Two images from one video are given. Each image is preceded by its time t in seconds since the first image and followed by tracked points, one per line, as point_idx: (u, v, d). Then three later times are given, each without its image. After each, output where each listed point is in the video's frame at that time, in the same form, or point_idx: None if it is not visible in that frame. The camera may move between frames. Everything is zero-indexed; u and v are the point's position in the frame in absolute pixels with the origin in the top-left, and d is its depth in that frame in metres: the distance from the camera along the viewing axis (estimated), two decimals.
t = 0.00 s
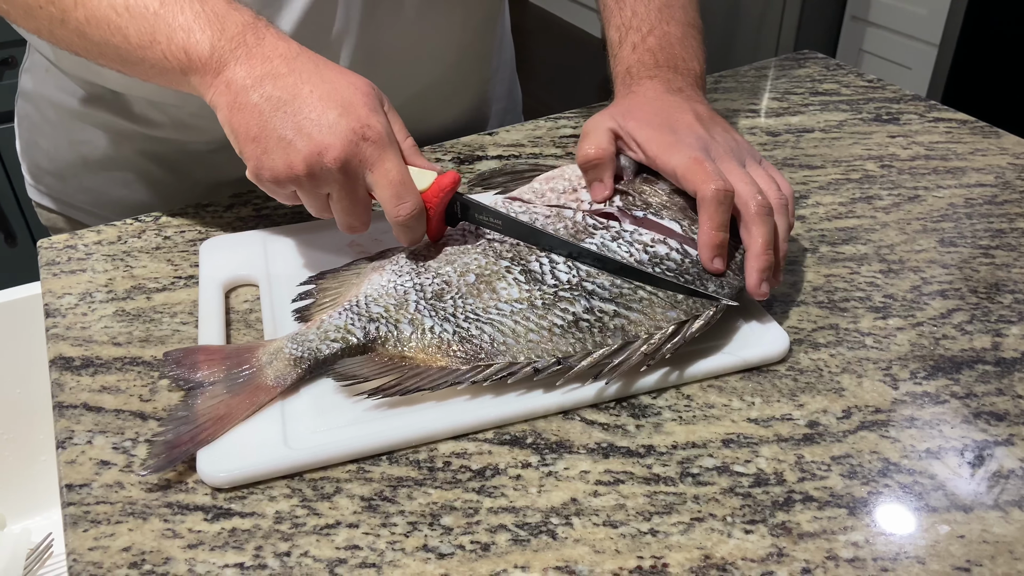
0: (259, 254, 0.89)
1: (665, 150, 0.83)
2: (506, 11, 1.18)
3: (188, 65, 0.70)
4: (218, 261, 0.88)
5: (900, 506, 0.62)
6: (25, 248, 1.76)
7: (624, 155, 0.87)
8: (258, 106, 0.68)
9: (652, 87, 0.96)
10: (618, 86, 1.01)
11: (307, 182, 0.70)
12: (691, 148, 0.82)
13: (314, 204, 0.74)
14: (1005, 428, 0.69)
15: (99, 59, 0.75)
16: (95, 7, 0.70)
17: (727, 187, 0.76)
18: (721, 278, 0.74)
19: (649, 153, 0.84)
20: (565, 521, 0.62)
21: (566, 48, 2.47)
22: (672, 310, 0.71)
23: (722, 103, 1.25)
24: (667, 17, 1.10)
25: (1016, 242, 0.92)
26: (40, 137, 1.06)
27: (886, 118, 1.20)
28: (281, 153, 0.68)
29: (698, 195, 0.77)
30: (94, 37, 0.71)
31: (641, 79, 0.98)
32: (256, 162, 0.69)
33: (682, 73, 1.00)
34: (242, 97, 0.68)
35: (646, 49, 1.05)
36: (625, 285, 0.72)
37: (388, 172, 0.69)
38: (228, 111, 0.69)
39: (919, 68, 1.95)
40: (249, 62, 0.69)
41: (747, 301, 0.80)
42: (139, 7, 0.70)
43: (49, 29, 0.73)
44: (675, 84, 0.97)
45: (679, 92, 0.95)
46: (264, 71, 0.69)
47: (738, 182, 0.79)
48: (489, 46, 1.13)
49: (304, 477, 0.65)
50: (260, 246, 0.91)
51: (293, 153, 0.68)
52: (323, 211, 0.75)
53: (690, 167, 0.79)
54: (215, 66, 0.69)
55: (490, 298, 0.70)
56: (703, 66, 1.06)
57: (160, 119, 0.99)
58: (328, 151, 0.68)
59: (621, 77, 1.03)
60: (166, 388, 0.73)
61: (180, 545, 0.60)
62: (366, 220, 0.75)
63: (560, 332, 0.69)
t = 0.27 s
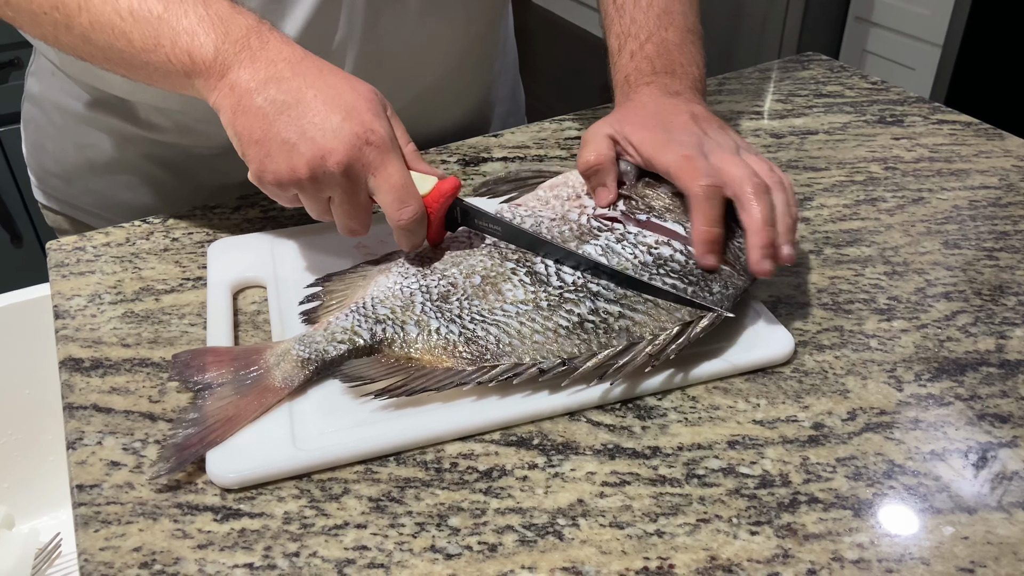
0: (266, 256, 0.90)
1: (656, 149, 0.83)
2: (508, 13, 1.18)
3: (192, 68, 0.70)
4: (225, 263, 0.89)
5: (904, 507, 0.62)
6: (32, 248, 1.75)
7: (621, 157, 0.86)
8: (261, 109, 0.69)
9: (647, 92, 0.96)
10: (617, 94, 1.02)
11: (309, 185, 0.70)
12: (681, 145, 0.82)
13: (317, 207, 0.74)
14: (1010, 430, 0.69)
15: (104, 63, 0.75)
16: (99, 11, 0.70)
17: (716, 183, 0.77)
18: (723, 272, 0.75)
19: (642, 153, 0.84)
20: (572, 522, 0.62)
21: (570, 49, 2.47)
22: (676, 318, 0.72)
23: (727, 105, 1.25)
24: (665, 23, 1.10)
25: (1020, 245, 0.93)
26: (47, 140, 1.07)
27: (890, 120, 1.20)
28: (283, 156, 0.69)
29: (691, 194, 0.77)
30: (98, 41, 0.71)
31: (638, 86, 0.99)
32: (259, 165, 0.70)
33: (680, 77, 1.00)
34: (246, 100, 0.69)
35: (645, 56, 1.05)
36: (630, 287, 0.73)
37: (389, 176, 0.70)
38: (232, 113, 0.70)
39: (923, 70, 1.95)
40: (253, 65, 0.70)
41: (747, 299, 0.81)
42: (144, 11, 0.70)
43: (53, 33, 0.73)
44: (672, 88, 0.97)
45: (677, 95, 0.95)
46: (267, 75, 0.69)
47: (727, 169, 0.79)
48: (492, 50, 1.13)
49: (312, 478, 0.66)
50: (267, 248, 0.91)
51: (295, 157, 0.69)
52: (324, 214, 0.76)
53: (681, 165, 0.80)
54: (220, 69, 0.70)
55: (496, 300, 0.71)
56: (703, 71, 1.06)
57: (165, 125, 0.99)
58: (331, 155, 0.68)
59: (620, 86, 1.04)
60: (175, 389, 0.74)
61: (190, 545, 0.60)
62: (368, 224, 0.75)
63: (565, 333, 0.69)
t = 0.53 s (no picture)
0: (269, 254, 0.90)
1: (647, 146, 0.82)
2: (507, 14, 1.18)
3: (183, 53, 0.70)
4: (227, 261, 0.89)
5: (907, 505, 0.62)
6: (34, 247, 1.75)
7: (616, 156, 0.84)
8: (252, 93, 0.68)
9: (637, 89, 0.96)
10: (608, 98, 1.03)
11: (302, 172, 0.70)
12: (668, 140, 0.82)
13: (308, 195, 0.74)
14: (1014, 428, 0.69)
15: (93, 52, 0.75)
16: None
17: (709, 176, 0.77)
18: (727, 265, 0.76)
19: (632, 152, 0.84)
20: (574, 520, 0.62)
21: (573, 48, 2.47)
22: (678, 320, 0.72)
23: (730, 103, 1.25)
24: (655, 27, 1.09)
25: None
26: (47, 141, 1.07)
27: (894, 118, 1.20)
28: (276, 141, 0.68)
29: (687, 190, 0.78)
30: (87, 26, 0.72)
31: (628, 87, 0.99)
32: (250, 150, 0.70)
33: (667, 78, 1.00)
34: (237, 84, 0.68)
35: (633, 61, 1.05)
36: (632, 292, 0.72)
37: (385, 164, 0.70)
38: (223, 98, 0.69)
39: (926, 68, 1.95)
40: (245, 50, 0.69)
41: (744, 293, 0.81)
42: None
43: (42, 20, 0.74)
44: (660, 87, 0.97)
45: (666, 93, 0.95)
46: (260, 59, 0.69)
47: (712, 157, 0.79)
48: (492, 49, 1.13)
49: (314, 475, 0.66)
50: (269, 246, 0.91)
51: (288, 142, 0.68)
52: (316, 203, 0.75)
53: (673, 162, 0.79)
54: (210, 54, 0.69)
55: (497, 300, 0.71)
56: (693, 74, 1.05)
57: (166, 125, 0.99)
58: (325, 140, 0.68)
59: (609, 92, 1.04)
60: (177, 386, 0.74)
61: (192, 542, 0.60)
62: (358, 215, 0.76)
63: (566, 335, 0.69)
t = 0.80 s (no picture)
0: (270, 254, 0.90)
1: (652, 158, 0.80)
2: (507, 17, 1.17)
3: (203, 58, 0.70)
4: (229, 260, 0.89)
5: (908, 505, 0.62)
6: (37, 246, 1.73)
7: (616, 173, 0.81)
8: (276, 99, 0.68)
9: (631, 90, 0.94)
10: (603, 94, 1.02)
11: (323, 175, 0.70)
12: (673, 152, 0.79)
13: (326, 198, 0.74)
14: (1016, 429, 0.69)
15: (110, 56, 0.74)
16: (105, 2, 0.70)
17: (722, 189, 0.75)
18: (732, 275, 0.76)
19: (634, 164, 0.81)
20: (575, 520, 0.62)
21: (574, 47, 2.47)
22: (679, 322, 0.72)
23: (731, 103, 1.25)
24: (652, 21, 1.09)
25: None
26: (46, 144, 1.07)
27: (896, 117, 1.20)
28: (297, 145, 0.69)
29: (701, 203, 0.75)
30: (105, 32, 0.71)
31: (622, 84, 0.98)
32: (271, 154, 0.70)
33: (663, 74, 0.99)
34: (260, 89, 0.68)
35: (628, 55, 1.04)
36: (635, 292, 0.72)
37: (404, 168, 0.70)
38: (245, 102, 0.69)
39: (928, 67, 1.95)
40: (266, 54, 0.69)
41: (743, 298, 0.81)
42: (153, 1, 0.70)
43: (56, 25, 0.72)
44: (656, 83, 0.96)
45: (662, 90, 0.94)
46: (281, 63, 0.69)
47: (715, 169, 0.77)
48: (493, 50, 1.14)
49: (316, 475, 0.66)
50: (271, 246, 0.91)
51: (310, 145, 0.68)
52: (334, 205, 0.76)
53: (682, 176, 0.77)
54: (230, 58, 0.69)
55: (498, 301, 0.71)
56: (691, 67, 1.04)
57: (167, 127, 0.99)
58: (346, 144, 0.68)
59: (606, 86, 1.03)
60: (178, 386, 0.74)
61: (193, 542, 0.60)
62: (377, 216, 0.75)
63: (567, 336, 0.69)
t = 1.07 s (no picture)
0: (272, 258, 0.90)
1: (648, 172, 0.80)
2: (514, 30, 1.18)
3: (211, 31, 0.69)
4: (231, 264, 0.89)
5: (908, 511, 0.62)
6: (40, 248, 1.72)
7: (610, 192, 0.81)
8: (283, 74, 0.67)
9: (619, 102, 0.94)
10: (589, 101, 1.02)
11: (323, 155, 0.70)
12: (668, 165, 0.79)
13: (322, 178, 0.74)
14: (1015, 434, 0.69)
15: (114, 37, 0.73)
16: None
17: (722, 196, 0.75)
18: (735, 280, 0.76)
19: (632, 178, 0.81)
20: (575, 525, 0.62)
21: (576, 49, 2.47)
22: (679, 322, 0.72)
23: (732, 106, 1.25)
24: (639, 28, 1.10)
25: None
26: (49, 153, 1.07)
27: (897, 121, 1.20)
28: (301, 123, 0.68)
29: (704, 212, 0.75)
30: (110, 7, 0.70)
31: (609, 93, 0.98)
32: (272, 130, 0.69)
33: (650, 83, 0.99)
34: (267, 62, 0.67)
35: (615, 63, 1.05)
36: (635, 295, 0.72)
37: (406, 157, 0.70)
38: (251, 74, 0.68)
39: (930, 69, 1.95)
40: (276, 28, 0.68)
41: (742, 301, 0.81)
42: None
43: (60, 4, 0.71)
44: (642, 92, 0.96)
45: (648, 100, 0.94)
46: (292, 39, 0.68)
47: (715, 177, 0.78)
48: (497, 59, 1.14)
49: (317, 480, 0.66)
50: (272, 250, 0.91)
51: (314, 126, 0.68)
52: (330, 186, 0.76)
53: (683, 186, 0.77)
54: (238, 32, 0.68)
55: (499, 305, 0.71)
56: (677, 76, 1.05)
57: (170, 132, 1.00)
58: (351, 128, 0.68)
59: (591, 94, 1.03)
60: (180, 391, 0.74)
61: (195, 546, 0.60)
62: (369, 203, 0.76)
63: (567, 340, 0.69)
